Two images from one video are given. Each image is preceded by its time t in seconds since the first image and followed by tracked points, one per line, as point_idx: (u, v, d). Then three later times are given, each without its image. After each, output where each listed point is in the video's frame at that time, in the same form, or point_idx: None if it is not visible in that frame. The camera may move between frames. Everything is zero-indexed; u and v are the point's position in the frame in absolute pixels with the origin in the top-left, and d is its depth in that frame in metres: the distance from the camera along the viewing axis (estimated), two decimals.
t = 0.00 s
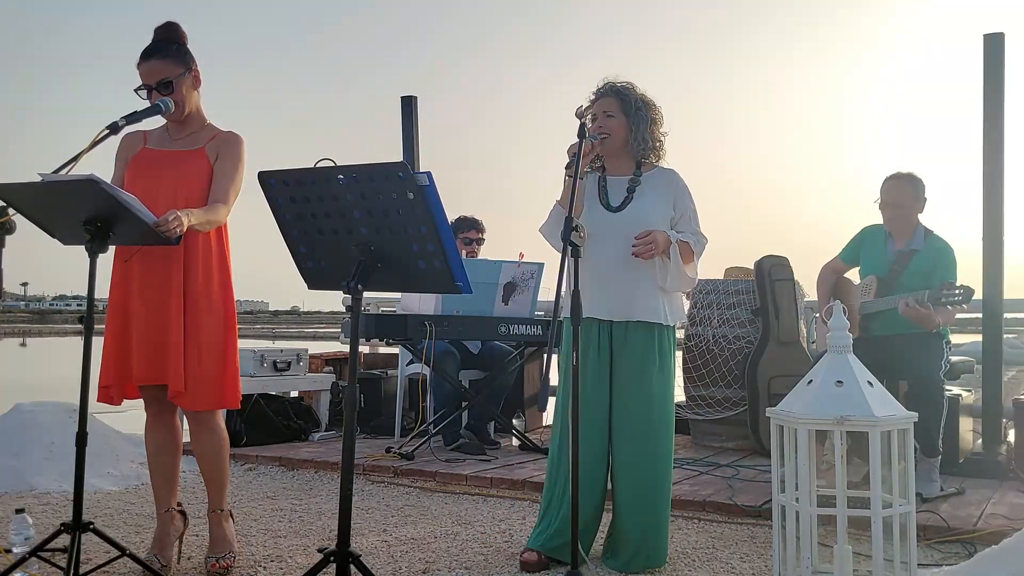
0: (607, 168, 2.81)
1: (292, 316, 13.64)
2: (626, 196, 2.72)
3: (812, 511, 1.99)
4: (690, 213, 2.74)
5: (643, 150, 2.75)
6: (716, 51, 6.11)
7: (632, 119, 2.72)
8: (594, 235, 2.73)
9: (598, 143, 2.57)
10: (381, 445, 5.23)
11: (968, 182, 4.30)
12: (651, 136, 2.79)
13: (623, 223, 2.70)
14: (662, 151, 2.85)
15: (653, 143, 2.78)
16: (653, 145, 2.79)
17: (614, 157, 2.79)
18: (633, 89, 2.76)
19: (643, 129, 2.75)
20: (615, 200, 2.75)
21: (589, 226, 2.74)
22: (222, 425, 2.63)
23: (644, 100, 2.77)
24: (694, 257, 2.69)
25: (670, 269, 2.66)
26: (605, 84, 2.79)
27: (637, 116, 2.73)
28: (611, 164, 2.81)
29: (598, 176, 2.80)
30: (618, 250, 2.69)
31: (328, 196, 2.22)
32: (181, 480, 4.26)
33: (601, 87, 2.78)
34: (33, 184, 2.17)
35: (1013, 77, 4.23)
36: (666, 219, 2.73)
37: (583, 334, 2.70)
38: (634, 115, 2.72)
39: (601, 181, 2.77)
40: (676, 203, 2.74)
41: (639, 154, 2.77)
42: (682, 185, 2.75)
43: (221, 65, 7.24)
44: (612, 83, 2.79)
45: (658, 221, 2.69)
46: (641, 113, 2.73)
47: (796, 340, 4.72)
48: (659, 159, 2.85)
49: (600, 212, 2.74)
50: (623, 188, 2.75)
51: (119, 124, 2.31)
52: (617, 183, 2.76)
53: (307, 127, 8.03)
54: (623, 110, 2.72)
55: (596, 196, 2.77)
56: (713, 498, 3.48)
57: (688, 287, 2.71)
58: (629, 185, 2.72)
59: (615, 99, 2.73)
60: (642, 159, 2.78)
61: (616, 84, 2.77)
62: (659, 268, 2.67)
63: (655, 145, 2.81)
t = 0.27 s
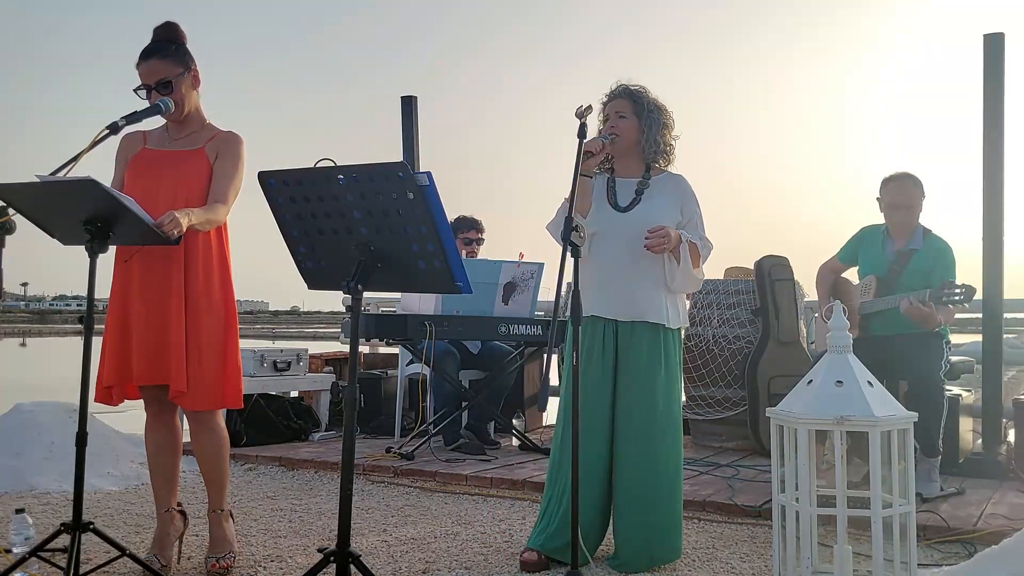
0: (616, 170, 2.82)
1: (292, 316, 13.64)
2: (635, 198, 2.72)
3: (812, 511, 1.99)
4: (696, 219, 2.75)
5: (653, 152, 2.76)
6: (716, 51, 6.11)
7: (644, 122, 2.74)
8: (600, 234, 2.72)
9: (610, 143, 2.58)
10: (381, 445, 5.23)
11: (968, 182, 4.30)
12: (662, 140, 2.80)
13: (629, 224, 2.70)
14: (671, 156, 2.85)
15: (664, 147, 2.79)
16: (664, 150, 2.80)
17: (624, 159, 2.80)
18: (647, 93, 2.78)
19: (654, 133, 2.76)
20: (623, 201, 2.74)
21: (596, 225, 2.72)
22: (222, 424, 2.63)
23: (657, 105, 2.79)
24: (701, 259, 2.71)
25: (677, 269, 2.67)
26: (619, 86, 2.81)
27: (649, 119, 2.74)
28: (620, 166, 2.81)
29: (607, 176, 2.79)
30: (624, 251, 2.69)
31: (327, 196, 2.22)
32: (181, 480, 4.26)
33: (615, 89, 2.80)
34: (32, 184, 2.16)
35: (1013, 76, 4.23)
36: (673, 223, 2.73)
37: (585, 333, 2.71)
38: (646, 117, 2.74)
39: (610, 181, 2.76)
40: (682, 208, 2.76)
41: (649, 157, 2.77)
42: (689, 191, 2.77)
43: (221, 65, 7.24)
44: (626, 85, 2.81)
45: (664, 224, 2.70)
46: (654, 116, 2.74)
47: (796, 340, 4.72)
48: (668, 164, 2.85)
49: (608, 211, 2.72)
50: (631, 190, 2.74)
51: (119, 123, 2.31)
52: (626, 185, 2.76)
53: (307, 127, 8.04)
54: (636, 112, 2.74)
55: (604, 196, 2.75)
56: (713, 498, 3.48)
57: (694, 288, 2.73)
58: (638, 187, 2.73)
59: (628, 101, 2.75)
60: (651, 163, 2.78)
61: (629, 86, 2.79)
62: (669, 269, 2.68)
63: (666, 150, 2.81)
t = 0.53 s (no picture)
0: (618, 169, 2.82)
1: (292, 316, 13.64)
2: (636, 198, 2.72)
3: (812, 511, 1.99)
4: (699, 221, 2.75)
5: (655, 153, 2.76)
6: (716, 51, 6.12)
7: (648, 122, 2.74)
8: (601, 233, 2.72)
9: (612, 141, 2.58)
10: (381, 445, 5.24)
11: (968, 181, 4.30)
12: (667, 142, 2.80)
13: (631, 224, 2.69)
14: (676, 159, 2.85)
15: (667, 149, 2.79)
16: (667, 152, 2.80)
17: (627, 159, 2.80)
18: (653, 94, 2.78)
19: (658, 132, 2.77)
20: (625, 201, 2.74)
21: (598, 223, 2.72)
22: (223, 424, 2.63)
23: (663, 107, 2.80)
24: (703, 262, 2.71)
25: (683, 276, 2.68)
26: (626, 87, 2.82)
27: (653, 119, 2.75)
28: (623, 166, 2.81)
29: (610, 176, 2.79)
30: (625, 250, 2.69)
31: (328, 196, 2.21)
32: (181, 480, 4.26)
33: (621, 90, 2.81)
34: (31, 184, 2.17)
35: (1013, 76, 4.24)
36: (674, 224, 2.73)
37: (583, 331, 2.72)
38: (650, 117, 2.75)
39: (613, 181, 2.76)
40: (685, 210, 2.75)
41: (652, 158, 2.78)
42: (692, 193, 2.77)
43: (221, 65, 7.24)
44: (632, 87, 2.83)
45: (666, 225, 2.70)
46: (658, 117, 2.75)
47: (795, 340, 4.72)
48: (672, 167, 2.84)
49: (609, 211, 2.73)
50: (634, 190, 2.74)
51: (119, 123, 2.31)
52: (628, 185, 2.76)
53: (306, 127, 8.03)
54: (640, 112, 2.75)
55: (606, 195, 2.76)
56: (713, 498, 3.48)
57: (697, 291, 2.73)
58: (640, 187, 2.73)
59: (633, 102, 2.76)
60: (654, 164, 2.79)
61: (636, 87, 2.80)
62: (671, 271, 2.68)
63: (670, 152, 2.81)
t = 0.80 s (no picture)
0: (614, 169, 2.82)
1: (292, 316, 13.63)
2: (632, 198, 2.72)
3: (812, 511, 1.99)
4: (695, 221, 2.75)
5: (652, 152, 2.76)
6: (716, 52, 6.12)
7: (646, 121, 2.74)
8: (597, 231, 2.72)
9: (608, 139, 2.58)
10: (381, 445, 5.23)
11: (968, 181, 4.30)
12: (664, 142, 2.79)
13: (627, 224, 2.70)
14: (673, 159, 2.84)
15: (664, 149, 2.79)
16: (665, 151, 2.80)
17: (624, 158, 2.80)
18: (652, 93, 2.78)
19: (655, 133, 2.76)
20: (621, 200, 2.75)
21: (594, 222, 2.72)
22: (223, 424, 2.63)
23: (661, 107, 2.79)
24: (701, 261, 2.72)
25: (679, 275, 2.68)
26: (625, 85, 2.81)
27: (651, 118, 2.75)
28: (620, 165, 2.82)
29: (606, 176, 2.80)
30: (622, 250, 2.69)
31: (328, 196, 2.21)
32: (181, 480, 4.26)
33: (621, 88, 2.80)
34: (31, 185, 2.17)
35: (1013, 77, 4.24)
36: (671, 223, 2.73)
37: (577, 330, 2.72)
38: (648, 116, 2.74)
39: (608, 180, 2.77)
40: (681, 209, 2.75)
41: (649, 157, 2.78)
42: (689, 193, 2.77)
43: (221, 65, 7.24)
44: (631, 85, 2.82)
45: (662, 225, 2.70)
46: (657, 117, 2.75)
47: (796, 340, 4.72)
48: (669, 167, 2.84)
49: (605, 210, 2.73)
50: (629, 189, 2.75)
51: (118, 123, 2.31)
52: (624, 184, 2.77)
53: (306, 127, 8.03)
54: (639, 111, 2.74)
55: (602, 195, 2.76)
56: (713, 498, 3.48)
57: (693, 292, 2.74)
58: (636, 187, 2.73)
59: (632, 100, 2.75)
60: (650, 165, 2.79)
61: (636, 86, 2.79)
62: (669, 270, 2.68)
63: (667, 151, 2.81)
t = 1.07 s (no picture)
0: (608, 168, 2.82)
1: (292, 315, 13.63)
2: (626, 197, 2.72)
3: (812, 511, 1.99)
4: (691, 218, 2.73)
5: (645, 150, 2.76)
6: (716, 52, 6.12)
7: (636, 119, 2.73)
8: (593, 232, 2.72)
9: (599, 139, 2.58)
10: (381, 445, 5.24)
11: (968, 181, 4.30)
12: (656, 137, 2.78)
13: (622, 224, 2.69)
14: (667, 154, 2.83)
15: (656, 145, 2.78)
16: (658, 148, 2.79)
17: (617, 156, 2.80)
18: (640, 91, 2.77)
19: (646, 129, 2.75)
20: (615, 200, 2.75)
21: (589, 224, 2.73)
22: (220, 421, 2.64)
23: (651, 102, 2.78)
24: (696, 257, 2.70)
25: (672, 269, 2.63)
26: (613, 84, 2.80)
27: (641, 116, 2.74)
28: (614, 165, 2.82)
29: (600, 176, 2.80)
30: (618, 251, 2.70)
31: (328, 196, 2.21)
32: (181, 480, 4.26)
33: (608, 87, 2.81)
34: (31, 185, 2.17)
35: (1013, 77, 4.24)
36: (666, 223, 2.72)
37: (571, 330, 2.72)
38: (638, 114, 2.73)
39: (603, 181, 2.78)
40: (676, 207, 2.74)
41: (643, 155, 2.77)
42: (684, 190, 2.75)
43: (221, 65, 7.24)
44: (619, 83, 2.81)
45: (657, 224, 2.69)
46: (646, 114, 2.73)
47: (796, 340, 4.72)
48: (664, 163, 2.83)
49: (599, 211, 2.74)
50: (623, 189, 2.75)
51: (119, 124, 2.31)
52: (618, 185, 2.76)
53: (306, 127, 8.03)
54: (628, 110, 2.73)
55: (596, 196, 2.78)
56: (713, 498, 3.48)
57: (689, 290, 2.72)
58: (630, 186, 2.73)
59: (621, 99, 2.74)
60: (644, 161, 2.78)
61: (623, 84, 2.79)
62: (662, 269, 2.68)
63: (660, 148, 2.80)
